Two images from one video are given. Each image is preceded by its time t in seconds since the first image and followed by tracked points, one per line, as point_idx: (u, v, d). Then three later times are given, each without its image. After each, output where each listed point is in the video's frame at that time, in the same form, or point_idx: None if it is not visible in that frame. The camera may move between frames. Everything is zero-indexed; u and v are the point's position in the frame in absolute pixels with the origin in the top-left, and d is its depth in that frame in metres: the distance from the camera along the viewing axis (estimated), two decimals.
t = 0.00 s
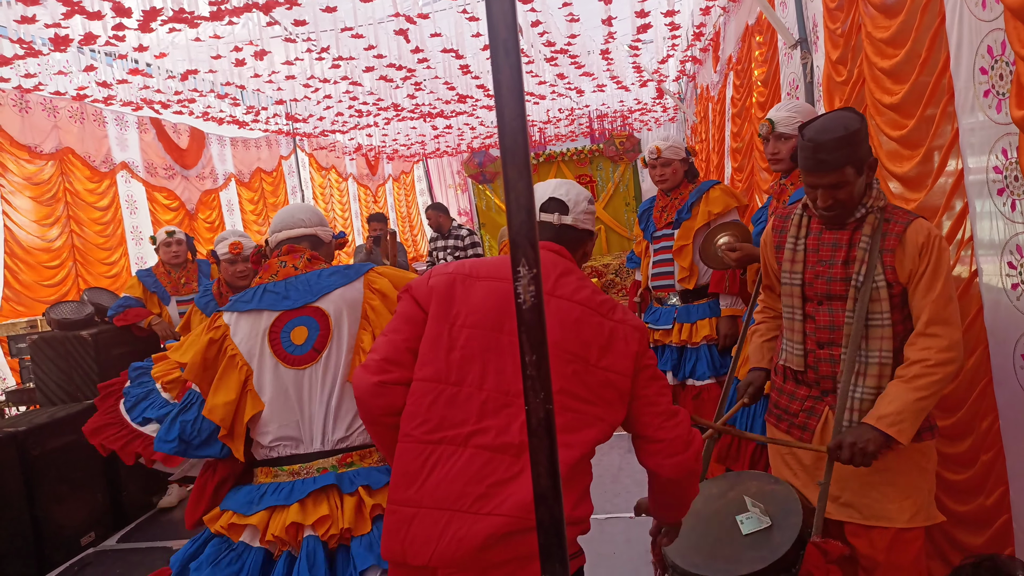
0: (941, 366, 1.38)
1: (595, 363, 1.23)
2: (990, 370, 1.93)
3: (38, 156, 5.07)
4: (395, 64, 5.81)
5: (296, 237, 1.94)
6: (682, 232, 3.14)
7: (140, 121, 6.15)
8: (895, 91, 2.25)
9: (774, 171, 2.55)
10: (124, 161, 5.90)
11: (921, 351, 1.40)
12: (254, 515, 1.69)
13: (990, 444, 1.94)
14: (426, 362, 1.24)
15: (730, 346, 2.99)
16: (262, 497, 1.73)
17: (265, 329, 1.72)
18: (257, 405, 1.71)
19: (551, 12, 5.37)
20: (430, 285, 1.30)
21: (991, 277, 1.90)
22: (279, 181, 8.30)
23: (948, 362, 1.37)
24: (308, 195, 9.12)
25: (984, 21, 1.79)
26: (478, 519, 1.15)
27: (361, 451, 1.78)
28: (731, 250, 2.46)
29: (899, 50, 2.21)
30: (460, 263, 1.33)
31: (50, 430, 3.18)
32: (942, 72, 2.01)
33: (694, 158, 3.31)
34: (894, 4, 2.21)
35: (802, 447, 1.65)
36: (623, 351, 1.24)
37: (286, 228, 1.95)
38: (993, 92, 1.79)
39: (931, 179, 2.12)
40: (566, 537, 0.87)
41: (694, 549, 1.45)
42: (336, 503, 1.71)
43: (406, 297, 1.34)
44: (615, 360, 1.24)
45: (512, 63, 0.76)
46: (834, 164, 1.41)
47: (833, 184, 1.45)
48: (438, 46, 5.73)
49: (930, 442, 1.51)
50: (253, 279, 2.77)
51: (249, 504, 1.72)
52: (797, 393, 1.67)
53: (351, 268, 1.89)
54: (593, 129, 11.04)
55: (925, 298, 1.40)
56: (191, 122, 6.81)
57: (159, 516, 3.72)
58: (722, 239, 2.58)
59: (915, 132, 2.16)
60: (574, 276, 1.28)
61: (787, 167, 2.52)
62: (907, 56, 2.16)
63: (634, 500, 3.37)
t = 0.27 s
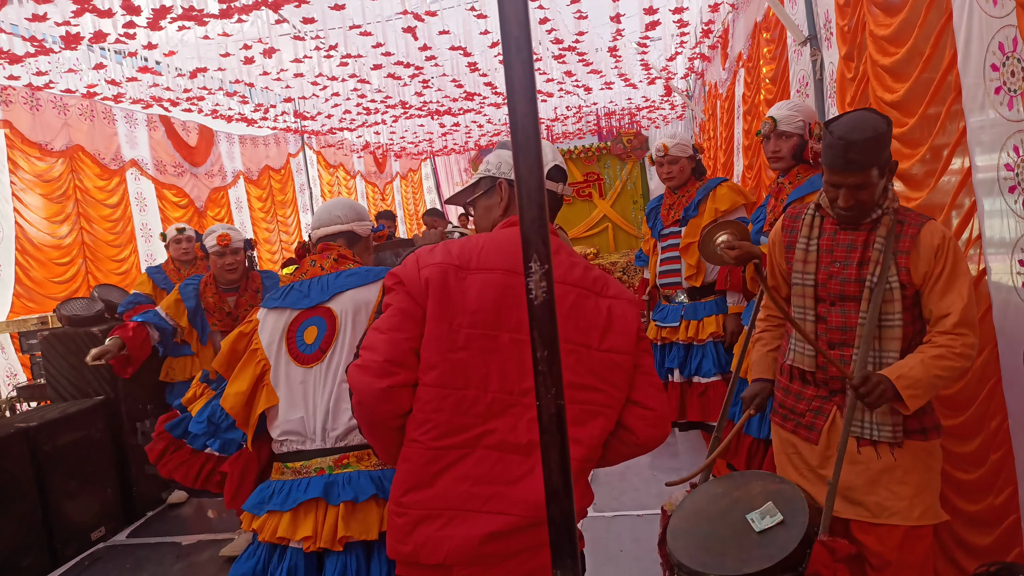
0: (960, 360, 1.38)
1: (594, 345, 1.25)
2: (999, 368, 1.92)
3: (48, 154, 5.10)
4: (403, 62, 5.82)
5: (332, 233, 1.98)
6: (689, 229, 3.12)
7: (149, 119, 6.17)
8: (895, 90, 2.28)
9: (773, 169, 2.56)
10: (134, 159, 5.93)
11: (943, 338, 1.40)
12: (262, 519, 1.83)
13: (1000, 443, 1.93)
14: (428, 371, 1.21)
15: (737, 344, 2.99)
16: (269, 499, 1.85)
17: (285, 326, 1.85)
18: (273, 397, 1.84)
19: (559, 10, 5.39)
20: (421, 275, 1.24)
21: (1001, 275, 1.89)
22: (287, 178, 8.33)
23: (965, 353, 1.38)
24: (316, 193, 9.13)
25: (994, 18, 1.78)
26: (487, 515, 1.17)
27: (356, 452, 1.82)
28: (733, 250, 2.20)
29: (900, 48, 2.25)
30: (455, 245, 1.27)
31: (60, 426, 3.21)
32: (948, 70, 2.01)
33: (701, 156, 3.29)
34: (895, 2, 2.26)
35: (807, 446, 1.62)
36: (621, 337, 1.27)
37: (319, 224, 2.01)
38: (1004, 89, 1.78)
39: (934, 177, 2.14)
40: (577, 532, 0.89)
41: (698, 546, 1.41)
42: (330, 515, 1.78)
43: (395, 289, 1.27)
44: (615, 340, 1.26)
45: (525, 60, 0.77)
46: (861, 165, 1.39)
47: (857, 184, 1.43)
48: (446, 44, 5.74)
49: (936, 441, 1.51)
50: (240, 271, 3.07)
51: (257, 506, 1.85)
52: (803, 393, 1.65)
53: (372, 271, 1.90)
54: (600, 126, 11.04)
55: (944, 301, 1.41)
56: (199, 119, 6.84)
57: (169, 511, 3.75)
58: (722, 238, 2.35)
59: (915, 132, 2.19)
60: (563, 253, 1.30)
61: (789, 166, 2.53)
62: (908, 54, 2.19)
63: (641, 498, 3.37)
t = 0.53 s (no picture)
0: (970, 371, 1.35)
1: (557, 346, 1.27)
2: (1005, 367, 1.91)
3: (55, 150, 5.11)
4: (409, 59, 5.82)
5: (346, 228, 2.21)
6: (694, 227, 3.09)
7: (155, 115, 6.18)
8: (897, 86, 2.32)
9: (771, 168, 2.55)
10: (140, 155, 5.94)
11: (946, 357, 1.37)
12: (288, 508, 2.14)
13: (1005, 442, 1.92)
14: (407, 403, 1.16)
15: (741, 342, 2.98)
16: (295, 489, 2.16)
17: (299, 322, 2.07)
18: (286, 387, 2.09)
19: (565, 7, 5.39)
20: (380, 298, 1.14)
21: (1006, 274, 1.88)
22: (292, 175, 8.33)
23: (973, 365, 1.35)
24: (321, 191, 9.13)
25: (1002, 15, 1.77)
26: (490, 512, 1.17)
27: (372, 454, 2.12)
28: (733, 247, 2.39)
29: (902, 45, 2.28)
30: (404, 250, 1.18)
31: (67, 421, 3.22)
32: (951, 68, 2.03)
33: (706, 154, 3.28)
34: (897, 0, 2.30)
35: (813, 446, 1.62)
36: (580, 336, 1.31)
37: (340, 217, 2.21)
38: (1010, 87, 1.77)
39: (938, 174, 2.15)
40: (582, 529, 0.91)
41: (702, 546, 1.39)
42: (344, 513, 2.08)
43: (357, 314, 1.14)
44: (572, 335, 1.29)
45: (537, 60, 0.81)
46: (873, 167, 1.37)
47: (867, 187, 1.41)
48: (452, 41, 5.74)
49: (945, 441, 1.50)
50: (220, 254, 3.13)
51: (285, 496, 2.16)
52: (809, 394, 1.64)
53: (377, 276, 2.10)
54: (605, 124, 11.03)
55: (952, 305, 1.39)
56: (205, 116, 6.85)
57: (174, 507, 3.76)
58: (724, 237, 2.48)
59: (916, 129, 2.23)
60: (509, 243, 1.29)
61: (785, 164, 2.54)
62: (909, 52, 2.23)
63: (645, 495, 3.37)
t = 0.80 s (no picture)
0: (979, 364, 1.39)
1: (453, 346, 1.23)
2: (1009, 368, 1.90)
3: (60, 147, 5.15)
4: (414, 57, 5.82)
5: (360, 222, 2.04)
6: (696, 227, 3.08)
7: (161, 113, 6.18)
8: (899, 86, 2.32)
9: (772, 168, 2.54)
10: (146, 153, 5.94)
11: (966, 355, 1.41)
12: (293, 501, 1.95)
13: (1009, 442, 1.92)
14: (327, 453, 1.02)
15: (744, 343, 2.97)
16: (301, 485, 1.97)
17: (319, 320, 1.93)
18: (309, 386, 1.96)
19: (571, 6, 5.40)
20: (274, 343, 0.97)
21: (1010, 275, 1.87)
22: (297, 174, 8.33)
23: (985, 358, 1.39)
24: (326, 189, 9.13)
25: (1007, 14, 1.75)
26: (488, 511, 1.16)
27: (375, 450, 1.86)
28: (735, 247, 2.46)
29: (904, 45, 2.28)
30: (284, 281, 1.02)
31: (71, 418, 3.23)
32: (955, 67, 2.02)
33: (709, 153, 3.27)
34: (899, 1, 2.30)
35: (818, 442, 1.62)
36: (462, 330, 1.27)
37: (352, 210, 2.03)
38: (1015, 87, 1.76)
39: (943, 173, 2.14)
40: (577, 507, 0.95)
41: (714, 550, 1.39)
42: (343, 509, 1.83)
43: (248, 376, 0.96)
44: (457, 331, 1.25)
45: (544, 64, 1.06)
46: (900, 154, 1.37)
47: (888, 177, 1.41)
48: (457, 39, 5.75)
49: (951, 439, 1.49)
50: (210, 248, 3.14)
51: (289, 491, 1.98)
52: (814, 390, 1.64)
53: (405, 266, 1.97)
54: (610, 123, 11.02)
55: (970, 295, 1.42)
56: (211, 114, 6.86)
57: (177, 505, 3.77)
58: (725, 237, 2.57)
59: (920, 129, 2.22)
60: (387, 253, 1.18)
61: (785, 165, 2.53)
62: (912, 52, 2.22)
63: (648, 495, 3.37)
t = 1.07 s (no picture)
0: (971, 368, 1.35)
1: (354, 359, 1.24)
2: (1013, 367, 1.90)
3: (66, 148, 5.18)
4: (419, 57, 5.82)
5: (374, 216, 2.04)
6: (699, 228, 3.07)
7: (166, 113, 6.19)
8: (903, 85, 2.31)
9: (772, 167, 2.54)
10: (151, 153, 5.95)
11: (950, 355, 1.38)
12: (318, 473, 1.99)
13: (1013, 441, 1.92)
14: (259, 484, 1.02)
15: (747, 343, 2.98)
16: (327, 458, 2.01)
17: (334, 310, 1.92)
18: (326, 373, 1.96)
19: (575, 5, 5.41)
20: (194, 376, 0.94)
21: (1014, 274, 1.87)
22: (302, 174, 8.34)
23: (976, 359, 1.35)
24: (330, 188, 9.13)
25: (1009, 13, 1.75)
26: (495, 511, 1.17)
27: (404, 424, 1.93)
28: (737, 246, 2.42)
29: (906, 43, 2.27)
30: (187, 306, 0.98)
31: (79, 417, 3.24)
32: (959, 65, 2.02)
33: (712, 153, 3.27)
34: None
35: (834, 443, 1.61)
36: (361, 340, 1.27)
37: (368, 204, 2.04)
38: (1018, 86, 1.76)
39: (950, 173, 2.13)
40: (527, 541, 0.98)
41: (728, 553, 1.37)
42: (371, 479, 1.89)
43: (173, 415, 0.92)
44: (359, 342, 1.25)
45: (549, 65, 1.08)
46: (884, 160, 1.35)
47: (879, 180, 1.40)
48: (462, 39, 5.75)
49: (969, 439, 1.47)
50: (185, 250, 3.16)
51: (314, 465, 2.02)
52: (829, 390, 1.64)
53: (418, 255, 1.94)
54: (615, 122, 11.02)
55: (961, 301, 1.38)
56: (215, 114, 6.88)
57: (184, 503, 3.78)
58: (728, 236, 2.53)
59: (925, 128, 2.22)
60: (281, 269, 1.16)
61: (783, 164, 2.52)
62: (916, 50, 2.21)
63: (653, 494, 3.37)
